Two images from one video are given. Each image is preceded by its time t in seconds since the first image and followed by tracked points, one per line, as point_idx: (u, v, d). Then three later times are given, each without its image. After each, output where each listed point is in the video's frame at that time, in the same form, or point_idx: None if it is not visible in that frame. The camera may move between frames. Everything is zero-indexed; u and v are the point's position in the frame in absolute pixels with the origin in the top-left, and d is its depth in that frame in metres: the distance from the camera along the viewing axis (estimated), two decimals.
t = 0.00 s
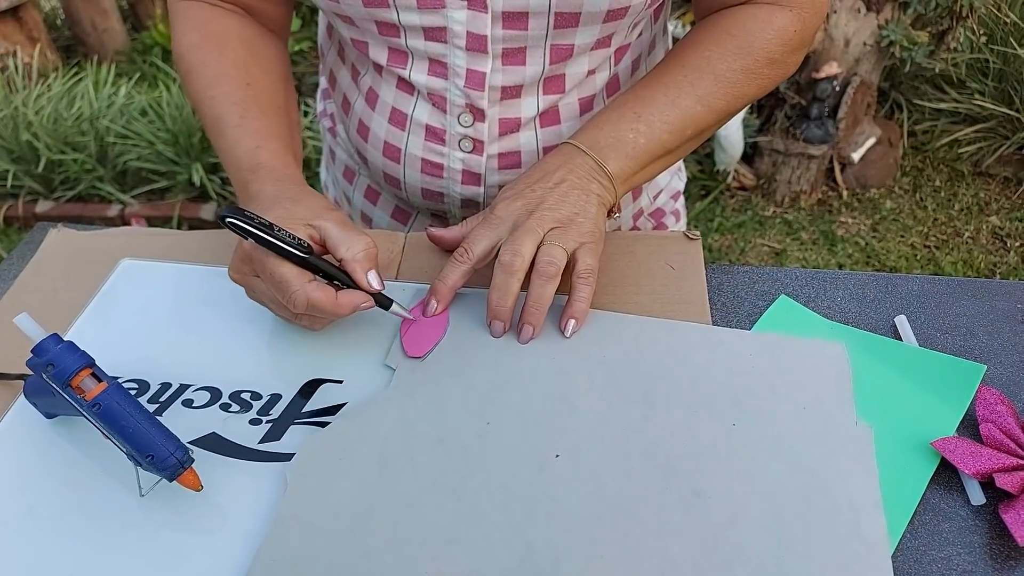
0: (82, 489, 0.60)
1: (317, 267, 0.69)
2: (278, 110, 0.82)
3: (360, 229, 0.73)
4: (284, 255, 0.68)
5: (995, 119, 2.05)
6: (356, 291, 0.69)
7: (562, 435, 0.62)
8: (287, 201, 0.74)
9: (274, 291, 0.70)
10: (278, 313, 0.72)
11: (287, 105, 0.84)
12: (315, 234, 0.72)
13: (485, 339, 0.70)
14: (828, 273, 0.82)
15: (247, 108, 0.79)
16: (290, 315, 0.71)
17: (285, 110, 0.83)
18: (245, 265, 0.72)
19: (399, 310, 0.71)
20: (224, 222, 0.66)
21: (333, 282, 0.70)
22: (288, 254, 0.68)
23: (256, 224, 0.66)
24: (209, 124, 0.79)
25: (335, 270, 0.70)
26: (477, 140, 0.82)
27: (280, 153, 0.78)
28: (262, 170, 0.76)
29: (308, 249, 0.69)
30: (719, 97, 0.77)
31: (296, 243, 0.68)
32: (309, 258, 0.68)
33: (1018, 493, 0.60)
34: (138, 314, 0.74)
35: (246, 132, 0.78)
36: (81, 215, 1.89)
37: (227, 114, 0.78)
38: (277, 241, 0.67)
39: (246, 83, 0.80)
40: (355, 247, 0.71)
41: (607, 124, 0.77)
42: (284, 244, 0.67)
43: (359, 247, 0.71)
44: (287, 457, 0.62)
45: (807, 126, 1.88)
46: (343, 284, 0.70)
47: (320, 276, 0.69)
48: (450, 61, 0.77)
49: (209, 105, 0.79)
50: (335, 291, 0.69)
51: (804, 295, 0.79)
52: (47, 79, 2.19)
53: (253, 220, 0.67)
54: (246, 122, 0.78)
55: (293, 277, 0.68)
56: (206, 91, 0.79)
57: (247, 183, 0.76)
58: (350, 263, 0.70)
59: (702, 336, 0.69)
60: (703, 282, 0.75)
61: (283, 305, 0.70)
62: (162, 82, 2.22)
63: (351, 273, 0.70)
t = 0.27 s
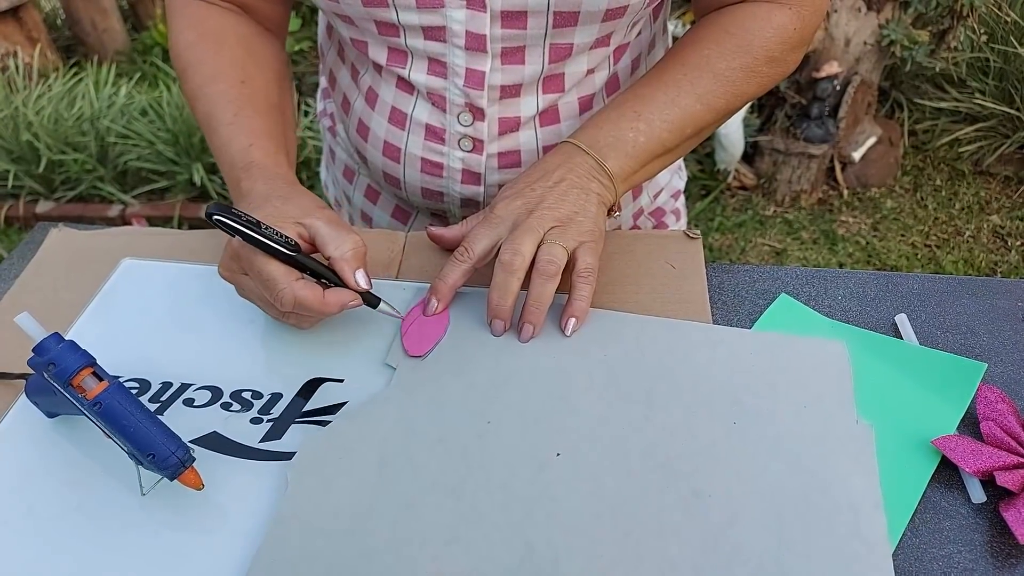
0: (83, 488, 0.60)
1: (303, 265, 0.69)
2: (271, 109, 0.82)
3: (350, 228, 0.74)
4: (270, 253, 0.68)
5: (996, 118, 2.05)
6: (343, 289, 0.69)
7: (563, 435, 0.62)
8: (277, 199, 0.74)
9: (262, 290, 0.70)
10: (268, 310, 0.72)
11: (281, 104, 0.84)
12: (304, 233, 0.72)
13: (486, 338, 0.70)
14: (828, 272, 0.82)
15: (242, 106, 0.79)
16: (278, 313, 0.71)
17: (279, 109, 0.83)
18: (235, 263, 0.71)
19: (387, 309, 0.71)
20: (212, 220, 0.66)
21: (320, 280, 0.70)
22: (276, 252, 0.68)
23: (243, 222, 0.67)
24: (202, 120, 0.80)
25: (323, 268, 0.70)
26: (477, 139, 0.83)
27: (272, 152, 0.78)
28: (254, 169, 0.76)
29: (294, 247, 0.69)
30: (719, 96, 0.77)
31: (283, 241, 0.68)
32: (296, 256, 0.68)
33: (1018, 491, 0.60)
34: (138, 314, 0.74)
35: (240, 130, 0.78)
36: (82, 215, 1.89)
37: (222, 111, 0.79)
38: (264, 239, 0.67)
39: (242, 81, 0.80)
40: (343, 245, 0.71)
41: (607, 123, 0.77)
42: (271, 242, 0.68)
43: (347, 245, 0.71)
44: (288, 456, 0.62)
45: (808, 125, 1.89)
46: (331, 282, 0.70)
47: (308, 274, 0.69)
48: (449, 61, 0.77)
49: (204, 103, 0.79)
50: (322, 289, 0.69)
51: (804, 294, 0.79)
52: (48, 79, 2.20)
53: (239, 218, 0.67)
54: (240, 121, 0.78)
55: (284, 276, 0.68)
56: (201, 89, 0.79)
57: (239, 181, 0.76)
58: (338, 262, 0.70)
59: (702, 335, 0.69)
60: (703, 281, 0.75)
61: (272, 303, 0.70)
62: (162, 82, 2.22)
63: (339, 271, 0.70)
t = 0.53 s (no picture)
0: (85, 488, 0.60)
1: (325, 265, 0.69)
2: (280, 110, 0.82)
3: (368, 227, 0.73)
4: (292, 253, 0.68)
5: (998, 117, 2.04)
6: (365, 287, 0.70)
7: (564, 435, 0.62)
8: (292, 199, 0.74)
9: (284, 290, 0.70)
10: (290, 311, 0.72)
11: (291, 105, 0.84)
12: (322, 232, 0.72)
13: (487, 338, 0.70)
14: (830, 272, 0.82)
15: (249, 107, 0.79)
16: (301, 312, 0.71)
17: (288, 110, 0.83)
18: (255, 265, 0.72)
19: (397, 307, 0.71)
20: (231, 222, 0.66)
21: (342, 280, 0.70)
22: (297, 252, 0.68)
23: (264, 222, 0.66)
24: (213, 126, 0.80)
25: (344, 267, 0.70)
26: (478, 140, 0.83)
27: (284, 152, 0.78)
28: (267, 170, 0.76)
29: (316, 246, 0.69)
30: (719, 95, 0.77)
31: (304, 241, 0.68)
32: (318, 256, 0.69)
33: (1020, 491, 0.60)
34: (140, 314, 0.74)
35: (250, 132, 0.78)
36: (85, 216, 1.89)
37: (230, 114, 0.79)
38: (286, 239, 0.67)
39: (249, 83, 0.80)
40: (363, 243, 0.71)
41: (608, 123, 0.77)
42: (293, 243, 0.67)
43: (367, 244, 0.71)
44: (289, 456, 0.62)
45: (810, 125, 1.89)
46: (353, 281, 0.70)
47: (330, 274, 0.70)
48: (450, 61, 0.77)
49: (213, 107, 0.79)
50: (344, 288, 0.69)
51: (806, 294, 0.79)
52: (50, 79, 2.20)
53: (261, 218, 0.66)
54: (250, 123, 0.78)
55: (306, 276, 0.68)
56: (207, 91, 0.80)
57: (252, 183, 0.76)
58: (359, 261, 0.70)
59: (702, 335, 0.69)
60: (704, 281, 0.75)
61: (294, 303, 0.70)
62: (165, 83, 2.22)
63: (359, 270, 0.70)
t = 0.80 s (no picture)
0: (83, 488, 0.60)
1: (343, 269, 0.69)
2: (289, 114, 0.82)
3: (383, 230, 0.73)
4: (310, 257, 0.68)
5: (998, 116, 2.04)
6: (382, 291, 0.69)
7: (563, 435, 0.62)
8: (307, 203, 0.74)
9: (301, 294, 0.70)
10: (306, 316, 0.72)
11: (298, 107, 0.84)
12: (339, 237, 0.72)
13: (486, 338, 0.70)
14: (829, 271, 0.81)
15: (258, 111, 0.79)
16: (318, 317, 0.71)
17: (296, 113, 0.83)
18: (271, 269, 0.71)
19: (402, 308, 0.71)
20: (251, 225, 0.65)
21: (360, 283, 0.70)
22: (315, 256, 0.67)
23: (284, 226, 0.66)
24: (222, 132, 0.79)
25: (362, 271, 0.69)
26: (477, 140, 0.82)
27: (294, 155, 0.78)
28: (280, 174, 0.76)
29: (334, 250, 0.69)
30: (718, 94, 0.77)
31: (322, 245, 0.68)
32: (336, 259, 0.68)
33: (1019, 491, 0.60)
34: (139, 314, 0.74)
35: (259, 136, 0.78)
36: (84, 215, 1.89)
37: (240, 118, 0.78)
38: (304, 243, 0.67)
39: (258, 87, 0.80)
40: (380, 247, 0.71)
41: (607, 122, 0.77)
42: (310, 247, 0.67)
43: (384, 247, 0.71)
44: (287, 456, 0.62)
45: (810, 124, 1.88)
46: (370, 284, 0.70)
47: (347, 277, 0.69)
48: (449, 61, 0.77)
49: (221, 112, 0.79)
50: (362, 291, 0.68)
51: (805, 294, 0.79)
52: (49, 79, 2.20)
53: (280, 222, 0.66)
54: (259, 126, 0.78)
55: (324, 279, 0.68)
56: (214, 96, 0.79)
57: (264, 187, 0.76)
58: (377, 264, 0.70)
59: (702, 335, 0.69)
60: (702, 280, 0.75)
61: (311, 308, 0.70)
62: (164, 83, 2.22)
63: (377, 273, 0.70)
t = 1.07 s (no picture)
0: (79, 490, 0.60)
1: (313, 268, 0.69)
2: (274, 112, 0.81)
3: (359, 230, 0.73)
4: (280, 256, 0.68)
5: (996, 116, 2.04)
6: (353, 291, 0.69)
7: (561, 437, 0.62)
8: (281, 202, 0.73)
9: (270, 293, 0.70)
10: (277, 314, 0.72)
11: (285, 105, 0.84)
12: (312, 235, 0.72)
13: (484, 339, 0.70)
14: (827, 272, 0.81)
15: (244, 108, 0.79)
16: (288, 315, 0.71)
17: (281, 109, 0.83)
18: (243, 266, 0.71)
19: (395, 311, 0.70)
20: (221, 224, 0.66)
21: (330, 283, 0.70)
22: (285, 256, 0.68)
23: (253, 225, 0.66)
24: (207, 127, 0.79)
25: (332, 271, 0.69)
26: (473, 140, 0.82)
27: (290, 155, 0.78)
28: (259, 171, 0.76)
29: (305, 250, 0.69)
30: (716, 96, 0.77)
31: (293, 245, 0.68)
32: (306, 259, 0.68)
33: (1018, 492, 0.60)
34: (136, 315, 0.74)
35: (244, 133, 0.78)
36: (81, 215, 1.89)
37: (224, 114, 0.78)
38: (274, 242, 0.67)
39: (244, 83, 0.80)
40: (353, 247, 0.71)
41: (604, 123, 0.77)
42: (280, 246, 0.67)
43: (357, 247, 0.71)
44: (285, 458, 0.62)
45: (808, 125, 1.89)
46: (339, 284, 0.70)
47: (317, 277, 0.69)
48: (445, 61, 0.77)
49: (208, 108, 0.79)
50: (331, 292, 0.68)
51: (803, 294, 0.79)
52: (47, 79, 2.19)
53: (249, 221, 0.66)
54: (243, 123, 0.78)
55: (294, 279, 0.68)
56: (201, 92, 0.79)
57: (243, 184, 0.76)
58: (347, 264, 0.70)
59: (701, 336, 0.68)
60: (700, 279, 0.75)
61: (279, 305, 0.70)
62: (162, 83, 2.22)
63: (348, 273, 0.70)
